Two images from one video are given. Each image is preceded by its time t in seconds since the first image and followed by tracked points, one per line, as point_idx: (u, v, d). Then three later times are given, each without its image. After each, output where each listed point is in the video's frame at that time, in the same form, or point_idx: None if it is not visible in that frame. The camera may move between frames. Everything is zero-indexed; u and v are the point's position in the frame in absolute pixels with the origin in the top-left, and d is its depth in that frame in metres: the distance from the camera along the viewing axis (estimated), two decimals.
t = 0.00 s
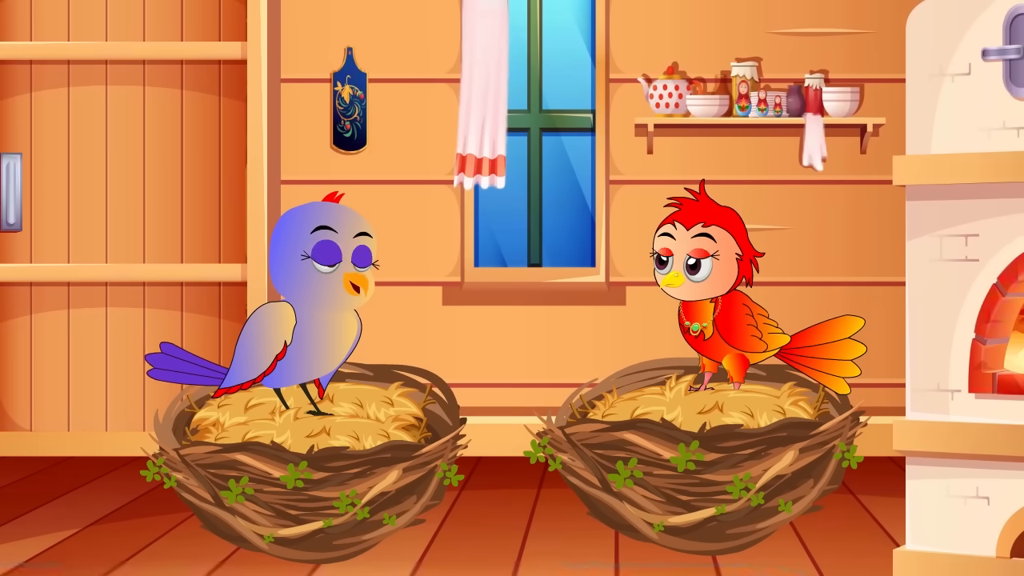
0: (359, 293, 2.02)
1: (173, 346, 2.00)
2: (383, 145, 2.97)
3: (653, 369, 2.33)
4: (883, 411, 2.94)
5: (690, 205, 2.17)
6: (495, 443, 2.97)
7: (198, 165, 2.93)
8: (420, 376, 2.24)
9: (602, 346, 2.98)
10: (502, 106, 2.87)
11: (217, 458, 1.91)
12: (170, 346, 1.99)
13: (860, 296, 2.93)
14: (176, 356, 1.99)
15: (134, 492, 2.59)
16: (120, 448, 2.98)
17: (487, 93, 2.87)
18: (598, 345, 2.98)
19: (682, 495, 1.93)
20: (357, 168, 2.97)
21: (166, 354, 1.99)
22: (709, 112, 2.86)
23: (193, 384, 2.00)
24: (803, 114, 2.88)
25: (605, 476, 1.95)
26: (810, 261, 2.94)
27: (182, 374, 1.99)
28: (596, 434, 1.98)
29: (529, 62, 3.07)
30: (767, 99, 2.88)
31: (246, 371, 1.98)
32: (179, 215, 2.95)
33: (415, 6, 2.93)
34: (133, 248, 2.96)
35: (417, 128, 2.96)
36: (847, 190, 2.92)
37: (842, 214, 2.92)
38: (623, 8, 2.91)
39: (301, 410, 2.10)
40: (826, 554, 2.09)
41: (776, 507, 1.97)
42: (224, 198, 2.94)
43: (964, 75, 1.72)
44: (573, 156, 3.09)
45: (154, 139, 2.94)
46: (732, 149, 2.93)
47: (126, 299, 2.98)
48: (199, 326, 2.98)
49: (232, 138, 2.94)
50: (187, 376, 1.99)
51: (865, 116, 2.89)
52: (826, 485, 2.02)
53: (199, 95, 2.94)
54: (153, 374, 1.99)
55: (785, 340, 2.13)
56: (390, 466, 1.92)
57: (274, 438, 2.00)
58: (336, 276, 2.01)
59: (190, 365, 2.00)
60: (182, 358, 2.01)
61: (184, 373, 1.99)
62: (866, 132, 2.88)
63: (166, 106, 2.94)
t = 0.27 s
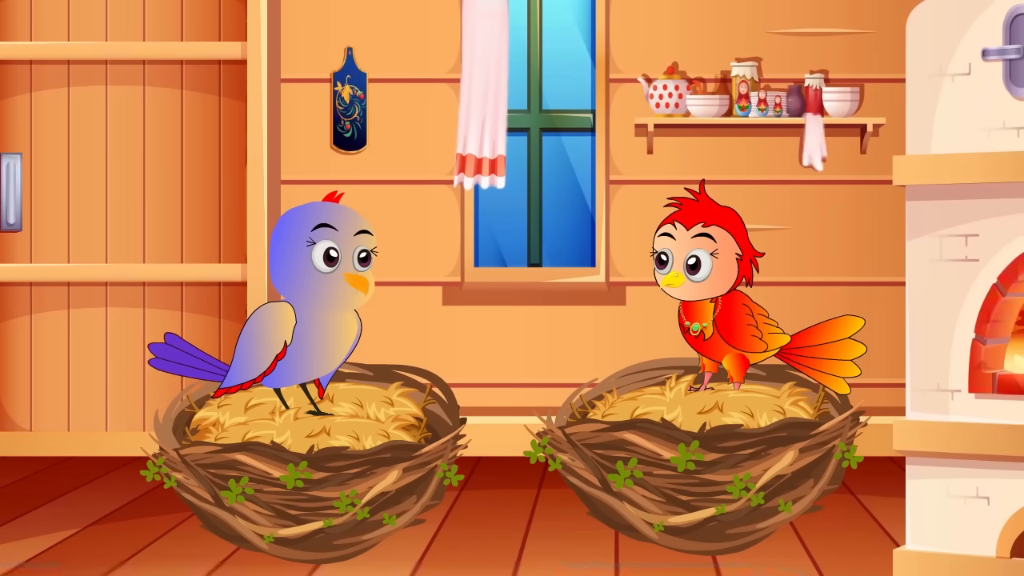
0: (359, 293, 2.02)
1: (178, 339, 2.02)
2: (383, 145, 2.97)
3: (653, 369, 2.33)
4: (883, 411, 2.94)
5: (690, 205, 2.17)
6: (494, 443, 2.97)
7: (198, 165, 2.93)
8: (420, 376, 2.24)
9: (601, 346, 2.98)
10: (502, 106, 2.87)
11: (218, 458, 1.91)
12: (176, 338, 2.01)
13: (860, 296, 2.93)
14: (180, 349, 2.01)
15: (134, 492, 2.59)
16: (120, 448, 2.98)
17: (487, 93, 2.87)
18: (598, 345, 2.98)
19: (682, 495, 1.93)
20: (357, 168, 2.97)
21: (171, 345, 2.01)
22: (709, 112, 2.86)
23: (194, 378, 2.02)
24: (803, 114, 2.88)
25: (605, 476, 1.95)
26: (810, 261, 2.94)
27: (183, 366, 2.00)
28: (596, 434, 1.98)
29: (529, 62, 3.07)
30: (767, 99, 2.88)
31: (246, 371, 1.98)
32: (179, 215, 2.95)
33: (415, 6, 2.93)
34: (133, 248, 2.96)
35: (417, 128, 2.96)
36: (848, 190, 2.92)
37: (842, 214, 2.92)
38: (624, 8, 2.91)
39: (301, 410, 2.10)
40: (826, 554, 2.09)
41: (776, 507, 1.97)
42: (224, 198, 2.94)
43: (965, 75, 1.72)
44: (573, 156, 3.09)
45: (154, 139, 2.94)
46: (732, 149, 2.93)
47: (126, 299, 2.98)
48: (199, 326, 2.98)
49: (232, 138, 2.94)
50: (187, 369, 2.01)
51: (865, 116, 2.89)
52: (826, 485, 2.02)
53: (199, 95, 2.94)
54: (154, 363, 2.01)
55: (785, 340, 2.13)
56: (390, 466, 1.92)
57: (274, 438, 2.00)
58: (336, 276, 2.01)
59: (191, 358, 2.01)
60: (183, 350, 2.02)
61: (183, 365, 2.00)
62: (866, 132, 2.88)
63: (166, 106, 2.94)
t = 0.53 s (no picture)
0: (359, 293, 2.02)
1: (178, 338, 2.02)
2: (383, 145, 2.97)
3: (653, 369, 2.33)
4: (883, 411, 2.94)
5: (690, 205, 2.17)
6: (494, 443, 2.97)
7: (198, 165, 2.93)
8: (420, 376, 2.24)
9: (601, 346, 2.98)
10: (502, 106, 2.87)
11: (218, 458, 1.91)
12: (176, 337, 2.01)
13: (860, 296, 2.93)
14: (179, 348, 2.01)
15: (134, 492, 2.59)
16: (120, 448, 2.98)
17: (487, 93, 2.87)
18: (598, 345, 2.98)
19: (682, 495, 1.93)
20: (357, 168, 2.97)
21: (171, 344, 2.01)
22: (709, 112, 2.86)
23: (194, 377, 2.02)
24: (803, 114, 2.88)
25: (605, 476, 1.95)
26: (810, 261, 2.94)
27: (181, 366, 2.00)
28: (596, 434, 1.98)
29: (529, 62, 3.07)
30: (767, 99, 2.88)
31: (246, 371, 1.98)
32: (179, 215, 2.95)
33: (415, 6, 2.93)
34: (133, 248, 2.96)
35: (417, 128, 2.96)
36: (848, 190, 2.92)
37: (842, 214, 2.92)
38: (624, 8, 2.91)
39: (301, 410, 2.10)
40: (826, 554, 2.09)
41: (776, 507, 1.97)
42: (224, 199, 2.94)
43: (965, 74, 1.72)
44: (573, 156, 3.09)
45: (154, 139, 2.94)
46: (732, 149, 2.93)
47: (126, 299, 2.98)
48: (199, 326, 2.98)
49: (232, 138, 2.94)
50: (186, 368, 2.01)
51: (865, 116, 2.89)
52: (826, 485, 2.02)
53: (199, 95, 2.94)
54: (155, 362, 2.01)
55: (781, 342, 2.12)
56: (390, 466, 1.92)
57: (274, 438, 2.00)
58: (336, 276, 2.01)
59: (192, 358, 2.01)
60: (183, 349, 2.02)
61: (184, 365, 2.00)
62: (866, 132, 2.88)
63: (166, 106, 2.94)
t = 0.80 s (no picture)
0: (359, 293, 2.02)
1: (175, 343, 2.02)
2: (383, 146, 2.97)
3: (653, 369, 2.33)
4: (883, 411, 2.94)
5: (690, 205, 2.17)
6: (494, 443, 2.97)
7: (198, 165, 2.93)
8: (420, 376, 2.24)
9: (601, 346, 2.98)
10: (501, 106, 2.87)
11: (217, 458, 1.91)
12: (172, 343, 2.00)
13: (860, 296, 2.93)
14: (177, 353, 2.00)
15: (134, 492, 2.59)
16: (120, 448, 2.98)
17: (487, 93, 2.87)
18: (598, 345, 2.98)
19: (682, 495, 1.93)
20: (357, 168, 2.97)
21: (168, 350, 2.00)
22: (709, 112, 2.86)
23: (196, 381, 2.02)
24: (803, 114, 2.88)
25: (605, 476, 1.95)
26: (810, 261, 2.94)
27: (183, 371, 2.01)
28: (596, 434, 1.98)
29: (529, 61, 3.07)
30: (767, 99, 2.88)
31: (246, 371, 1.98)
32: (179, 215, 2.95)
33: (415, 6, 2.93)
34: (133, 248, 2.96)
35: (417, 128, 2.96)
36: (848, 190, 2.92)
37: (842, 214, 2.92)
38: (624, 8, 2.91)
39: (301, 410, 2.10)
40: (826, 554, 2.09)
41: (776, 507, 1.97)
42: (224, 199, 2.94)
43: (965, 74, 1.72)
44: (573, 156, 3.09)
45: (154, 139, 2.94)
46: (732, 149, 2.93)
47: (126, 299, 2.98)
48: (199, 326, 2.98)
49: (232, 138, 2.94)
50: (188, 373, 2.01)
51: (865, 116, 2.89)
52: (826, 485, 2.02)
53: (199, 95, 2.94)
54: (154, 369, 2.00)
55: (781, 342, 2.12)
56: (390, 466, 1.92)
57: (274, 438, 2.00)
58: (336, 276, 2.01)
59: (193, 363, 2.02)
60: (182, 355, 2.01)
61: (185, 370, 2.01)
62: (866, 132, 2.88)
63: (166, 106, 2.94)
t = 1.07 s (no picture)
0: (359, 293, 2.02)
1: (173, 348, 2.01)
2: (383, 146, 2.97)
3: (653, 369, 2.33)
4: (883, 411, 2.94)
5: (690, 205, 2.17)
6: (494, 443, 2.97)
7: (198, 164, 2.93)
8: (420, 376, 2.24)
9: (601, 346, 2.98)
10: (501, 105, 2.87)
11: (217, 458, 1.91)
12: (170, 347, 1.99)
13: (860, 296, 2.93)
14: (175, 359, 1.99)
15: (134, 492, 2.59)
16: (120, 448, 2.98)
17: (487, 93, 2.87)
18: (598, 344, 2.98)
19: (682, 495, 1.93)
20: (357, 168, 2.97)
21: (166, 356, 1.99)
22: (709, 112, 2.86)
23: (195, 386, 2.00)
24: (803, 114, 2.88)
25: (605, 476, 1.95)
26: (810, 261, 2.94)
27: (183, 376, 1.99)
28: (596, 434, 1.98)
29: (529, 61, 3.07)
30: (767, 99, 2.88)
31: (246, 371, 1.98)
32: (179, 215, 2.95)
33: (415, 6, 2.93)
34: (133, 248, 2.96)
35: (417, 128, 2.96)
36: (847, 190, 2.92)
37: (842, 214, 2.92)
38: (624, 8, 2.91)
39: (301, 410, 2.10)
40: (826, 554, 2.09)
41: (776, 507, 1.97)
42: (224, 199, 2.94)
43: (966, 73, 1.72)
44: (573, 156, 3.09)
45: (154, 139, 2.94)
46: (732, 149, 2.93)
47: (125, 299, 2.98)
48: (199, 326, 2.98)
49: (231, 138, 2.94)
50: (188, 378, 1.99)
51: (865, 116, 2.89)
52: (826, 485, 2.02)
53: (199, 95, 2.94)
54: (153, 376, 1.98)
55: (785, 340, 2.13)
56: (390, 466, 1.92)
57: (274, 438, 2.00)
58: (336, 275, 2.01)
59: (192, 368, 2.00)
60: (182, 361, 2.01)
61: (184, 375, 1.99)
62: (866, 132, 2.88)
63: (166, 106, 2.94)
